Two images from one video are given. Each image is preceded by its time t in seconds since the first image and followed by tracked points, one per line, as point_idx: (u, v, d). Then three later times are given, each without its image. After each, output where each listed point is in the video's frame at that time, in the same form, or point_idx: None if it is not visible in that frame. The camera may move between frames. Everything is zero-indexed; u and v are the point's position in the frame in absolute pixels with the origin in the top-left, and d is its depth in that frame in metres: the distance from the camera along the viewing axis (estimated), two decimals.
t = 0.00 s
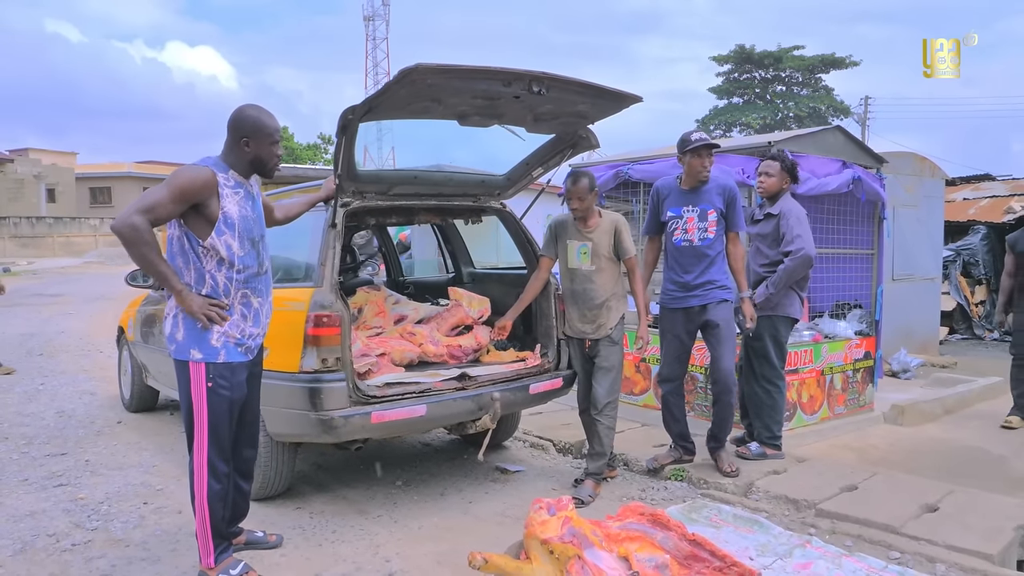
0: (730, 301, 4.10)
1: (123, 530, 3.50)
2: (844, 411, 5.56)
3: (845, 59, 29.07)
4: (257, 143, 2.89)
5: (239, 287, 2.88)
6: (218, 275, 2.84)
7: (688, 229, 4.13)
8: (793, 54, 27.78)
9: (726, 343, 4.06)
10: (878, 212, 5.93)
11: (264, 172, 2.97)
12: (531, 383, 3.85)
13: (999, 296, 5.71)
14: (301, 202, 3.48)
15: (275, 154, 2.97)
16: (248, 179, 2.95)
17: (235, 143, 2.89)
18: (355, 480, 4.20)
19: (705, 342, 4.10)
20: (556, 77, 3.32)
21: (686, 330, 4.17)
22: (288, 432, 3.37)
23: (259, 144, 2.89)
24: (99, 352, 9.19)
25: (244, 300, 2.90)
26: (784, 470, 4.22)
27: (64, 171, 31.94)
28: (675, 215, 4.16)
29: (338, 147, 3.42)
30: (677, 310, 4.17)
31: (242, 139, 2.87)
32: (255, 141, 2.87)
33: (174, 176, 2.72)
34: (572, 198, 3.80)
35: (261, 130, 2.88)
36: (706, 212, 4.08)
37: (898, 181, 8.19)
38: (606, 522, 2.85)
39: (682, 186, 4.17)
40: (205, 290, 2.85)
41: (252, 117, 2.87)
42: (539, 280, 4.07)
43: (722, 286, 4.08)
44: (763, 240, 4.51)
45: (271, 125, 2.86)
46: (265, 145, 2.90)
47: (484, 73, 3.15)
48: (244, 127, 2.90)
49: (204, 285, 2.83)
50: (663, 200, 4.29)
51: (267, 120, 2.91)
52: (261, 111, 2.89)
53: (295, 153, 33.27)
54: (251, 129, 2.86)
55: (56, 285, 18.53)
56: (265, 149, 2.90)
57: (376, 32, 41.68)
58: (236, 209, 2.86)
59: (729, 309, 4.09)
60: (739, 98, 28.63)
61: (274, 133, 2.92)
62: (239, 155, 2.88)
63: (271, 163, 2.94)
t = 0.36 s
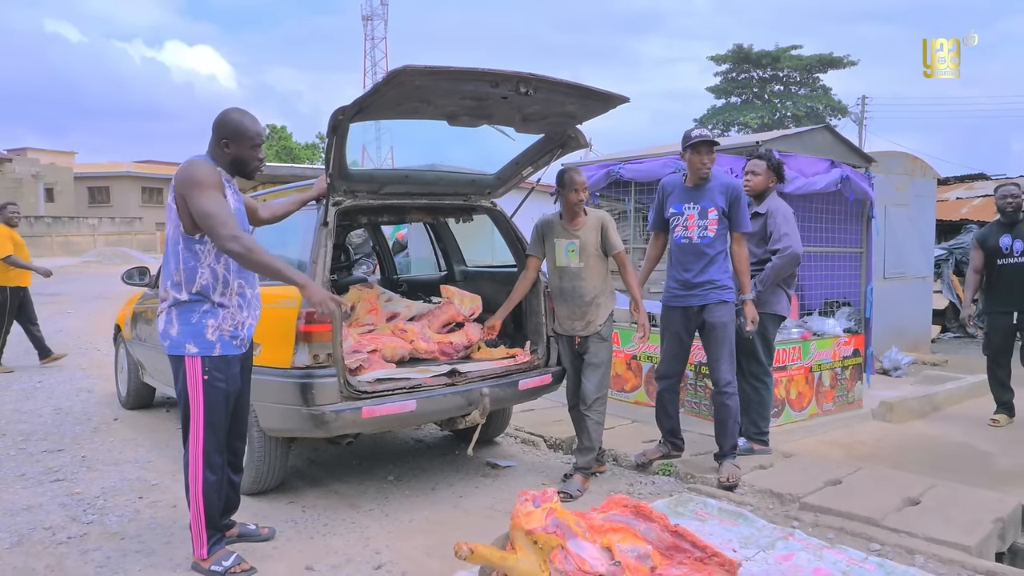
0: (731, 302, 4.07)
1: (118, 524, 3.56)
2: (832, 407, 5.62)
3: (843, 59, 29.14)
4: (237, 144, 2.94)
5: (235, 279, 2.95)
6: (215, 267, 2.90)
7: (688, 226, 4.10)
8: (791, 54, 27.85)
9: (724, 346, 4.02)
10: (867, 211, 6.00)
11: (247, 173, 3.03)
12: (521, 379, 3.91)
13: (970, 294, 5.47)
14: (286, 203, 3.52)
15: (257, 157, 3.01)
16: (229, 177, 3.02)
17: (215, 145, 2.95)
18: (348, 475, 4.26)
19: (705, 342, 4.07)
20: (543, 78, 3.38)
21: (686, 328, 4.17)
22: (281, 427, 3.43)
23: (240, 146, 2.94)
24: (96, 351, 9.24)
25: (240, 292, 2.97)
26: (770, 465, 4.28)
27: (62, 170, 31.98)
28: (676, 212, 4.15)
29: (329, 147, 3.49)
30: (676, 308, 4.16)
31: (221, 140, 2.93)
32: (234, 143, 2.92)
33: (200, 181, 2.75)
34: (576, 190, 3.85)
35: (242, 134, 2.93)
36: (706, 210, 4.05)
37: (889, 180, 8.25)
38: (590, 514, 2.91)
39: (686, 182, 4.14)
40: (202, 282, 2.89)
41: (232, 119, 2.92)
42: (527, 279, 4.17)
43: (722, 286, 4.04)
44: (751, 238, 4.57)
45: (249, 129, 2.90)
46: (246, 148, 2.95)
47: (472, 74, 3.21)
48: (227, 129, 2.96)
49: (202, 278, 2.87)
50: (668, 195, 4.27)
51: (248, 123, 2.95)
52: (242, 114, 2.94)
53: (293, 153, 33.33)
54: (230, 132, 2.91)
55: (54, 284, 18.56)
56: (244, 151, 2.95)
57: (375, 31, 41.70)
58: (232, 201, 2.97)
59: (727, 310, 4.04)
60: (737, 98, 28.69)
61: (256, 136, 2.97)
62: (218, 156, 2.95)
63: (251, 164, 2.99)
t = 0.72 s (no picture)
0: (733, 301, 4.01)
1: (112, 517, 3.59)
2: (822, 403, 5.66)
3: (838, 59, 29.23)
4: (229, 147, 2.96)
5: (231, 267, 3.02)
6: (214, 254, 2.96)
7: (692, 220, 4.12)
8: (787, 54, 27.92)
9: (722, 342, 4.00)
10: (856, 209, 6.07)
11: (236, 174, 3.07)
12: (511, 373, 3.96)
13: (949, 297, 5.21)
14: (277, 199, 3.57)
15: (247, 163, 3.04)
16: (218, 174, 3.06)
17: (208, 143, 2.98)
18: (341, 469, 4.30)
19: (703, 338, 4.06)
20: (532, 76, 3.42)
21: (688, 324, 4.15)
22: (272, 421, 3.46)
23: (232, 148, 2.97)
24: (91, 349, 9.26)
25: (235, 282, 3.03)
26: (758, 459, 4.33)
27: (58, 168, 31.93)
28: (682, 205, 4.17)
29: (321, 143, 3.57)
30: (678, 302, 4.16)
31: (213, 141, 2.95)
32: (226, 146, 2.95)
33: (206, 163, 2.80)
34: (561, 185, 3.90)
35: (235, 139, 2.95)
36: (710, 205, 4.05)
37: (880, 179, 8.31)
38: (577, 506, 2.95)
39: (693, 176, 4.15)
40: (201, 271, 2.93)
41: (227, 121, 2.94)
42: (517, 275, 4.18)
43: (725, 283, 4.00)
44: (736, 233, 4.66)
45: (244, 135, 2.93)
46: (238, 152, 2.98)
47: (462, 72, 3.26)
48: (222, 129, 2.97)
49: (201, 266, 2.92)
50: (678, 188, 4.28)
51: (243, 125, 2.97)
52: (236, 115, 2.95)
53: (291, 151, 33.37)
54: (222, 134, 2.94)
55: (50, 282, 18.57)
56: (236, 156, 2.98)
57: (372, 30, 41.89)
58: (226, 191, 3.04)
59: (730, 308, 4.00)
60: (733, 97, 28.75)
61: (248, 142, 2.98)
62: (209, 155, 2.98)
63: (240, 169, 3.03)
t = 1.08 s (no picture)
0: (728, 301, 4.03)
1: (107, 514, 3.61)
2: (814, 402, 5.71)
3: (833, 59, 29.32)
4: (232, 147, 2.99)
5: (229, 267, 3.03)
6: (212, 255, 2.98)
7: (689, 219, 4.15)
8: (782, 54, 28.02)
9: (715, 341, 4.02)
10: (848, 209, 6.13)
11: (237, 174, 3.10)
12: (504, 372, 3.99)
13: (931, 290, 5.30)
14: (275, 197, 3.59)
15: (248, 162, 3.08)
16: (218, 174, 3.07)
17: (210, 142, 2.99)
18: (335, 467, 4.33)
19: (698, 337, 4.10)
20: (525, 76, 3.45)
21: (683, 323, 4.19)
22: (267, 418, 3.48)
23: (234, 147, 2.99)
24: (87, 347, 9.26)
25: (232, 281, 3.05)
26: (750, 457, 4.37)
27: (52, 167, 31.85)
28: (679, 205, 4.20)
29: (315, 143, 3.58)
30: (675, 300, 4.19)
31: (217, 141, 2.97)
32: (230, 146, 2.98)
33: (205, 167, 2.83)
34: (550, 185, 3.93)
35: (238, 138, 2.98)
36: (706, 204, 4.07)
37: (873, 179, 8.36)
38: (569, 502, 2.98)
39: (689, 176, 4.18)
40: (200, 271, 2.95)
41: (232, 122, 2.96)
42: (512, 274, 4.20)
43: (720, 283, 4.02)
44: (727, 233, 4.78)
45: (248, 137, 2.96)
46: (240, 151, 3.01)
47: (456, 72, 3.28)
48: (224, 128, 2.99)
49: (199, 266, 2.94)
50: (677, 188, 4.32)
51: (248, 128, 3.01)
52: (240, 116, 2.98)
53: (286, 150, 33.31)
54: (226, 135, 2.96)
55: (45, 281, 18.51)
56: (238, 156, 3.01)
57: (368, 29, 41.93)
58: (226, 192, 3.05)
59: (725, 307, 4.02)
60: (728, 98, 28.83)
61: (251, 140, 3.02)
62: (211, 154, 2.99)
63: (241, 169, 3.06)
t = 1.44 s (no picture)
0: (722, 300, 4.05)
1: (104, 512, 3.62)
2: (808, 400, 5.74)
3: (829, 59, 29.41)
4: (238, 149, 3.00)
5: (232, 268, 3.05)
6: (216, 257, 2.99)
7: (683, 219, 4.17)
8: (777, 53, 28.08)
9: (708, 340, 4.05)
10: (842, 208, 6.18)
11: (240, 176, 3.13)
12: (500, 370, 4.01)
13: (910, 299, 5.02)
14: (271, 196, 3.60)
15: (252, 165, 3.09)
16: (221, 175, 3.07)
17: (216, 144, 3.00)
18: (331, 465, 4.34)
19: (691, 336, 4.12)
20: (520, 76, 3.47)
21: (677, 322, 4.21)
22: (263, 416, 3.49)
23: (239, 151, 3.00)
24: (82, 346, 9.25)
25: (234, 283, 3.07)
26: (744, 455, 4.40)
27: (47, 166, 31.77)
28: (673, 205, 4.22)
29: (311, 143, 3.58)
30: (669, 299, 4.22)
31: (223, 142, 2.98)
32: (237, 148, 2.99)
33: (216, 171, 2.85)
34: (539, 185, 3.95)
35: (245, 141, 3.00)
36: (700, 204, 4.09)
37: (867, 179, 8.41)
38: (564, 500, 3.00)
39: (683, 177, 4.21)
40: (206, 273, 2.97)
41: (240, 125, 2.98)
42: (509, 272, 4.21)
43: (713, 283, 4.04)
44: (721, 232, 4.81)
45: (256, 141, 2.99)
46: (244, 154, 3.02)
47: (451, 72, 3.30)
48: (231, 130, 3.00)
49: (204, 268, 2.96)
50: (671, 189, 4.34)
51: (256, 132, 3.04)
52: (247, 120, 3.00)
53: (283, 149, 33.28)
54: (234, 137, 2.98)
55: (40, 281, 18.50)
56: (244, 160, 3.03)
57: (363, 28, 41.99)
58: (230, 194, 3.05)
59: (718, 307, 4.04)
60: (724, 97, 28.88)
61: (256, 145, 3.04)
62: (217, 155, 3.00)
63: (246, 171, 3.08)
